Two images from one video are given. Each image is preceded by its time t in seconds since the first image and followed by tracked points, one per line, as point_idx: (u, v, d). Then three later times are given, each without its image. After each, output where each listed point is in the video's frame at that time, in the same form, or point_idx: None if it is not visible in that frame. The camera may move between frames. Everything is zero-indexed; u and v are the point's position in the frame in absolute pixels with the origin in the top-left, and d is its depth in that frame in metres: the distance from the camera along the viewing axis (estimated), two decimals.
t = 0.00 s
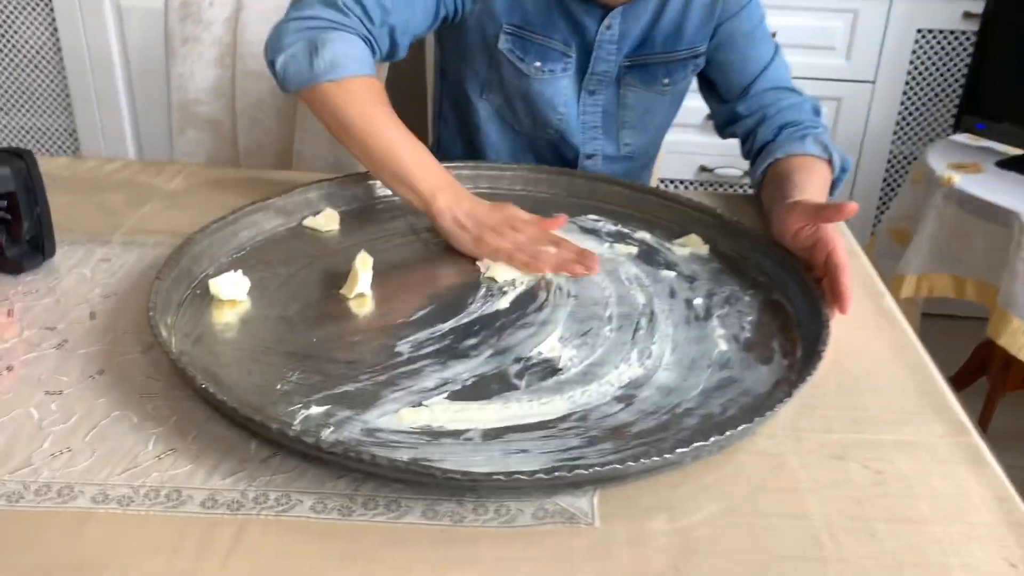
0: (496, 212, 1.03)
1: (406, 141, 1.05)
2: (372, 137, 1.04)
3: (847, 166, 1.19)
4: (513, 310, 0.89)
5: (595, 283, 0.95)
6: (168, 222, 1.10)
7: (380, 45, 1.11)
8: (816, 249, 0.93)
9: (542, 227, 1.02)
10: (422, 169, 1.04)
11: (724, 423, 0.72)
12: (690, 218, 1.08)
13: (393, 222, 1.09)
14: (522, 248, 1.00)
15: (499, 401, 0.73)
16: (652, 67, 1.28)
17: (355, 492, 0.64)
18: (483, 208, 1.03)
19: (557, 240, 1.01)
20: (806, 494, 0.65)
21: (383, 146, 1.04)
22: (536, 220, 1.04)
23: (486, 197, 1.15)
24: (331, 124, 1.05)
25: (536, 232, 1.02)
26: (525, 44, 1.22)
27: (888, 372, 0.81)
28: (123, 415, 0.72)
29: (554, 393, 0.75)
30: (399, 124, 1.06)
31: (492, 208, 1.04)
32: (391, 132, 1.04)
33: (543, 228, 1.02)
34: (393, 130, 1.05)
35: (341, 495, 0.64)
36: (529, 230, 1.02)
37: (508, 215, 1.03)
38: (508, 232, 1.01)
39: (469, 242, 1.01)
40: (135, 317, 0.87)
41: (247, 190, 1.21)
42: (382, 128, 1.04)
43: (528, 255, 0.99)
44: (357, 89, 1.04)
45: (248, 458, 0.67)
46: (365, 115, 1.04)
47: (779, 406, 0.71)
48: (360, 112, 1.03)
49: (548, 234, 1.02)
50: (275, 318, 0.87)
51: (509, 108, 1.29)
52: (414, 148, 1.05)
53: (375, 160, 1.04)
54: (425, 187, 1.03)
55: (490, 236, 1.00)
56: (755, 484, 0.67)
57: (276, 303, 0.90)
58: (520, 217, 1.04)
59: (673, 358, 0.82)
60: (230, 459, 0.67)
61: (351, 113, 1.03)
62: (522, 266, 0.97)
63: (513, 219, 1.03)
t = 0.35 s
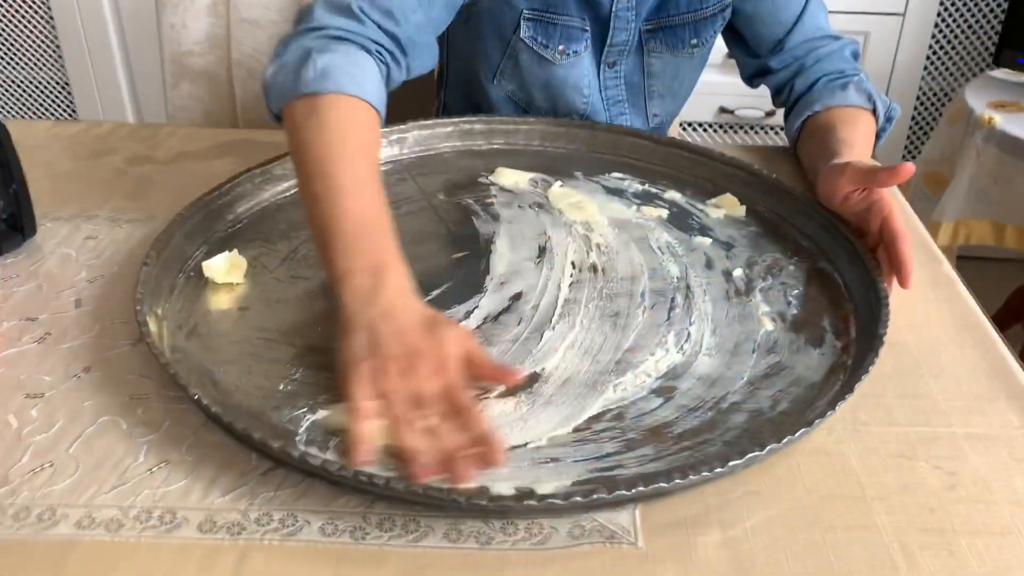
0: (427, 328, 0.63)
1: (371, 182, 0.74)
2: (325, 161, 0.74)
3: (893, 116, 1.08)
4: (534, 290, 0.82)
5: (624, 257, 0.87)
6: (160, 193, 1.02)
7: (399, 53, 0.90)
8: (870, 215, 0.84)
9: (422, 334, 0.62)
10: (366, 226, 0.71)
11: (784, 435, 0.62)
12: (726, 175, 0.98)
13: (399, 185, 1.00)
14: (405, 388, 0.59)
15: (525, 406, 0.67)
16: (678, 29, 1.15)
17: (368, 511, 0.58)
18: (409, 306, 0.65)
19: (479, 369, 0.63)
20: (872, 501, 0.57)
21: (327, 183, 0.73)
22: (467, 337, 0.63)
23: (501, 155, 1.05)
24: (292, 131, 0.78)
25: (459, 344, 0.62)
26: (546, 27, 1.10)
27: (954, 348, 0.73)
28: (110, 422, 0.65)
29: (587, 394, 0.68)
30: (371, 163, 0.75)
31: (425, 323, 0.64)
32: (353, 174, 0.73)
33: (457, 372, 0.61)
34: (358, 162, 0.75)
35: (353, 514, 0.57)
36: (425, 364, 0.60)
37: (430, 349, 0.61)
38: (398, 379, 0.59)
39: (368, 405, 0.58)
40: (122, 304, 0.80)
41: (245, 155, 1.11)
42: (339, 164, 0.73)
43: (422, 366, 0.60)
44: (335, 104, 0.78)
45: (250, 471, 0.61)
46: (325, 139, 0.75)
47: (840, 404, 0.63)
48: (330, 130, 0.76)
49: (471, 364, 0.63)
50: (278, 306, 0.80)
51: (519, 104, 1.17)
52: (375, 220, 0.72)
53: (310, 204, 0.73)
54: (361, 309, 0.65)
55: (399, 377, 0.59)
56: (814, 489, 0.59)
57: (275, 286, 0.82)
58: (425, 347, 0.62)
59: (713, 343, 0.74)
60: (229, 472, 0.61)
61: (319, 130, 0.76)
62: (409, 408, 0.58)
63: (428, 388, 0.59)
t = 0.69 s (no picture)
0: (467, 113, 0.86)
1: (366, 23, 0.87)
2: (335, 32, 0.86)
3: (916, 33, 0.95)
4: (523, 278, 0.71)
5: (623, 227, 0.76)
6: (89, 177, 0.88)
7: None
8: (904, 159, 0.73)
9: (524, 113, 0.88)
10: (384, 51, 0.87)
11: (827, 453, 0.53)
12: (733, 118, 0.86)
13: (363, 153, 0.86)
14: (527, 158, 0.84)
15: (523, 428, 0.57)
16: None
17: None
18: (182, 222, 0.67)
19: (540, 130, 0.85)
20: (935, 529, 0.51)
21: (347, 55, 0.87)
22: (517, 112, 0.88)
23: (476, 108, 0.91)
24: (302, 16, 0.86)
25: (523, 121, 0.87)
26: None
27: (1010, 322, 0.65)
28: (39, 481, 0.55)
29: (593, 405, 0.58)
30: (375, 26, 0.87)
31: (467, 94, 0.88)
32: (355, 19, 0.86)
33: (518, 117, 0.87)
34: (358, 22, 0.86)
35: None
36: (510, 118, 0.87)
37: (485, 106, 0.87)
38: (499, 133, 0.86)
39: (445, 144, 0.85)
40: (50, 326, 0.68)
41: (186, 122, 0.97)
42: (350, 28, 0.86)
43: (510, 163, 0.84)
44: None
45: (203, 536, 0.51)
46: (329, 8, 0.85)
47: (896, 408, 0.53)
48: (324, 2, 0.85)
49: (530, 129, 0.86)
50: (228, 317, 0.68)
51: (505, 32, 1.01)
52: (387, 43, 0.87)
53: (342, 56, 0.87)
54: (420, 115, 0.86)
55: (518, 125, 0.86)
56: (865, 518, 0.52)
57: (226, 291, 0.71)
58: (500, 117, 0.87)
59: (733, 331, 0.64)
60: (181, 540, 0.51)
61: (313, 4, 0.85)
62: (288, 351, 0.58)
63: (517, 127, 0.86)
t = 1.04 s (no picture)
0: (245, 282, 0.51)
1: (197, 109, 0.57)
2: (155, 119, 0.55)
3: None
4: (485, 246, 0.68)
5: (591, 189, 0.73)
6: (36, 149, 0.83)
7: None
8: (885, 113, 0.69)
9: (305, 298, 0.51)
10: (202, 150, 0.55)
11: (798, 425, 0.51)
12: (708, 72, 0.82)
13: (322, 114, 0.81)
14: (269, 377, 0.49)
15: (480, 406, 0.54)
16: None
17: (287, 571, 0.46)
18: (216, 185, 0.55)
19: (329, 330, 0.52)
20: (911, 503, 0.49)
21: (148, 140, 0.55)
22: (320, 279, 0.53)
23: (441, 66, 0.86)
24: (118, 47, 0.57)
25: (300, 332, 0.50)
26: None
27: (996, 282, 0.62)
28: None
29: (554, 380, 0.56)
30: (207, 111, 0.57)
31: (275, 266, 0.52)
32: (183, 102, 0.56)
33: (313, 308, 0.51)
34: (179, 95, 0.56)
35: None
36: (284, 303, 0.50)
37: (276, 295, 0.50)
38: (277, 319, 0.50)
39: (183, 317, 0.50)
40: None
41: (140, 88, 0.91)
42: (179, 107, 0.56)
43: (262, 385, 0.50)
44: (188, 16, 0.60)
45: (138, 524, 0.49)
46: (150, 62, 0.56)
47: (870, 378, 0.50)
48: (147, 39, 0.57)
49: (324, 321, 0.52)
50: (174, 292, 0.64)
51: None
52: (209, 156, 0.55)
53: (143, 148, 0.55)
54: (197, 270, 0.51)
55: (303, 331, 0.50)
56: (838, 492, 0.50)
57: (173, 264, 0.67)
58: (277, 296, 0.50)
59: (702, 299, 0.61)
60: (114, 530, 0.49)
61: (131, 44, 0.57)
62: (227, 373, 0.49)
63: (285, 339, 0.49)
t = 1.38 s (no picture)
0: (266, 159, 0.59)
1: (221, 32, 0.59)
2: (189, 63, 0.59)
3: None
4: (466, 223, 0.65)
5: (575, 165, 0.70)
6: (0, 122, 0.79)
7: None
8: (877, 85, 0.68)
9: (346, 175, 0.62)
10: (222, 55, 0.59)
11: (786, 404, 0.49)
12: (696, 47, 0.79)
13: (298, 89, 0.79)
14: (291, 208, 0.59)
15: (459, 386, 0.52)
16: None
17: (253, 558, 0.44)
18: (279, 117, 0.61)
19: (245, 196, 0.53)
20: (902, 486, 0.47)
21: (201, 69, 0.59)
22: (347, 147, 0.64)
23: (421, 41, 0.84)
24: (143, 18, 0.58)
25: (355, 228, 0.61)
26: None
27: (988, 260, 0.60)
28: None
29: (534, 358, 0.54)
30: (225, 10, 0.59)
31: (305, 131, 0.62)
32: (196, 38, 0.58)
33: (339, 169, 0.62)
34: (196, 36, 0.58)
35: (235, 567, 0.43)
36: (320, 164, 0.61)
37: (312, 158, 0.60)
38: (317, 185, 0.60)
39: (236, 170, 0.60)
40: None
41: (111, 63, 0.88)
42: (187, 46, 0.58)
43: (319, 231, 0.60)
44: None
45: (97, 510, 0.46)
46: (166, 19, 0.57)
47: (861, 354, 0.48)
48: None
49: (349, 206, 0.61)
50: (141, 267, 0.61)
51: None
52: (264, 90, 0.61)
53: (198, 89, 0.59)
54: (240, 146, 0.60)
55: (292, 199, 0.59)
56: (826, 474, 0.48)
57: (141, 240, 0.64)
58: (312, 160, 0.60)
59: (688, 276, 0.59)
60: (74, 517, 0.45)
61: None
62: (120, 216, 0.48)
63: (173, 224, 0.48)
